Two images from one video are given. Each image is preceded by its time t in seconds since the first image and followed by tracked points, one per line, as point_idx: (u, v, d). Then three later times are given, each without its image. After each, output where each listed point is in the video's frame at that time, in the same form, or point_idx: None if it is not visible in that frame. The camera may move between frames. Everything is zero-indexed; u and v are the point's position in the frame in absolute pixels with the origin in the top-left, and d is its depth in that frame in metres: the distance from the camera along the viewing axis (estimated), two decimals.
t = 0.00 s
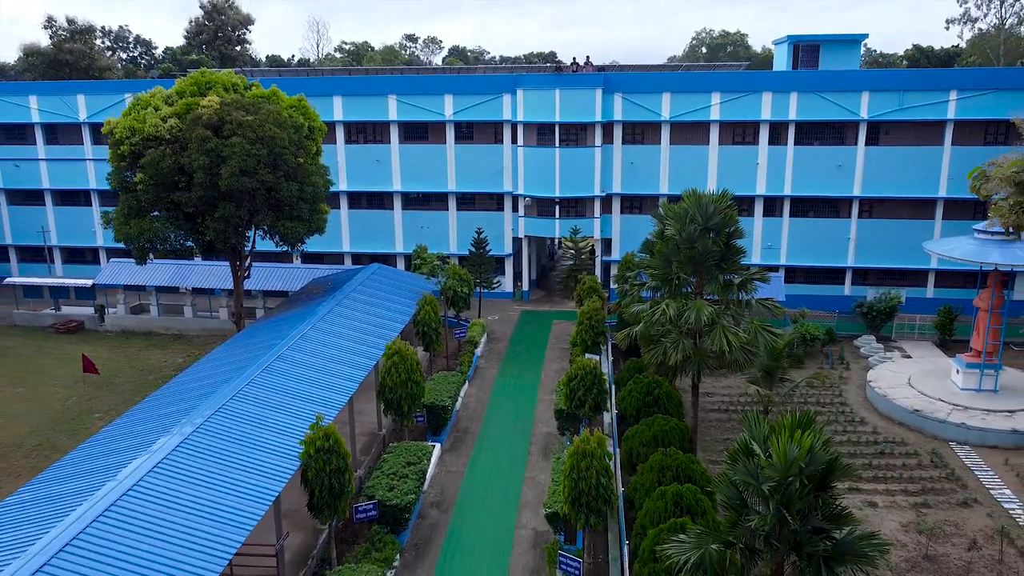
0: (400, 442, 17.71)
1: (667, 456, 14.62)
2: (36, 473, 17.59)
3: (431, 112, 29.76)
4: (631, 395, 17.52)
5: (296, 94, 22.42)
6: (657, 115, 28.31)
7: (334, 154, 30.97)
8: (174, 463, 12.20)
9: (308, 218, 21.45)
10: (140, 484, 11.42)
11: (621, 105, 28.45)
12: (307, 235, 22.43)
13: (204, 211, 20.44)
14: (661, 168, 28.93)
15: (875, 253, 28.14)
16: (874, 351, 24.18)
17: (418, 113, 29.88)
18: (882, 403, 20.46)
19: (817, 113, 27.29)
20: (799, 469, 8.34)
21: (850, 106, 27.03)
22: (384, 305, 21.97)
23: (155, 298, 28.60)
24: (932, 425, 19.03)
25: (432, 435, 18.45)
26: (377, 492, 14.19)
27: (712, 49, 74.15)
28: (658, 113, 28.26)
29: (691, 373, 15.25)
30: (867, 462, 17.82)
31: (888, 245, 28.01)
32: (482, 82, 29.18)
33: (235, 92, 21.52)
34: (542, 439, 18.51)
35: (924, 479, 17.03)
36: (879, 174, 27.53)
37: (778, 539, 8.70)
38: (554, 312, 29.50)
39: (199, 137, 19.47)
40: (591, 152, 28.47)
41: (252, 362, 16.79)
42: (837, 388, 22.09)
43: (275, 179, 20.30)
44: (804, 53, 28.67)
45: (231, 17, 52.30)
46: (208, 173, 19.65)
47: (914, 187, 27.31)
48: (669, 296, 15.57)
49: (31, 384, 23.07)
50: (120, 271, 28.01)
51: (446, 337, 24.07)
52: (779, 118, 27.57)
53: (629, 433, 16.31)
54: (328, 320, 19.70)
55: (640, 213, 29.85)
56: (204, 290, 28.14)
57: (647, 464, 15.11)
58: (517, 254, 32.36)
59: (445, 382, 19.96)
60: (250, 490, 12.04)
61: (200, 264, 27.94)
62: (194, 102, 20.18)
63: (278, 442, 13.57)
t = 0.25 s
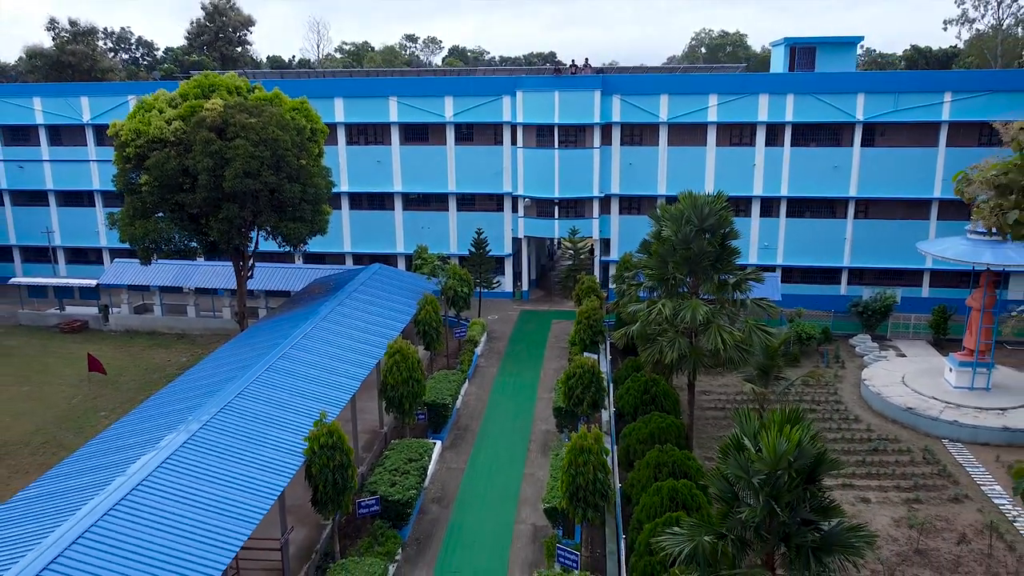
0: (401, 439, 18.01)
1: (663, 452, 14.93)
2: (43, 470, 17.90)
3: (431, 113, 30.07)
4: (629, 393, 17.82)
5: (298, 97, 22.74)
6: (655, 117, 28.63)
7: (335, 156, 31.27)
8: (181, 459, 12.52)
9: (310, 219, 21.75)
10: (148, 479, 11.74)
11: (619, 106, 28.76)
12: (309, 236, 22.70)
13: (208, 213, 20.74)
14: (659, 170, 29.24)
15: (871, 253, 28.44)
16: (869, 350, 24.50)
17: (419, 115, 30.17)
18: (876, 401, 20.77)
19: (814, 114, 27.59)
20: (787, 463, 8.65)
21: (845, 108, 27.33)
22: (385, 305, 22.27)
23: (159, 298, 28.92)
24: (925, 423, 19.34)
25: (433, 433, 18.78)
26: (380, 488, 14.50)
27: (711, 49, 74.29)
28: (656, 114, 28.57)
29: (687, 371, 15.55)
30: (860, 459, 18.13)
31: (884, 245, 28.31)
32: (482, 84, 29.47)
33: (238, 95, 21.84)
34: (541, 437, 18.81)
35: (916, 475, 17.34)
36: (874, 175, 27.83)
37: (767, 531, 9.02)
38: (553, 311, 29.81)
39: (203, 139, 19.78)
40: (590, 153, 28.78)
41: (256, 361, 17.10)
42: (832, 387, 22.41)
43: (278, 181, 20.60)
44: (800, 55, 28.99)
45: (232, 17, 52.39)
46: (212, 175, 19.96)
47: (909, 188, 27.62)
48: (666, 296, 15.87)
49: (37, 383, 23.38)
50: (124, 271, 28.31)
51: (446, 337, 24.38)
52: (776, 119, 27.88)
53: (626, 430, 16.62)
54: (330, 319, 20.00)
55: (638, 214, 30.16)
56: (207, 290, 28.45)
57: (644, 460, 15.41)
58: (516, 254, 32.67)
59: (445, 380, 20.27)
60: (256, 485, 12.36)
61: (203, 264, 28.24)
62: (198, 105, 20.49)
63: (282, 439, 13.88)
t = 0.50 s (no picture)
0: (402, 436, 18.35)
1: (659, 449, 15.25)
2: (51, 467, 18.24)
3: (432, 115, 30.40)
4: (626, 391, 18.15)
5: (300, 100, 23.06)
6: (653, 119, 28.97)
7: (336, 157, 31.60)
8: (188, 455, 12.86)
9: (312, 220, 22.08)
10: (157, 475, 12.08)
11: (617, 108, 29.10)
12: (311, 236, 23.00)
13: (212, 214, 21.07)
14: (656, 171, 29.59)
15: (866, 253, 28.78)
16: (863, 349, 24.85)
17: (419, 117, 30.50)
18: (870, 399, 21.10)
19: (809, 116, 27.92)
20: (775, 457, 8.98)
21: (841, 110, 27.68)
22: (385, 305, 22.60)
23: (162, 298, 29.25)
24: (917, 420, 19.68)
25: (434, 430, 19.13)
26: (382, 484, 14.84)
27: (711, 49, 74.47)
28: (653, 116, 28.92)
29: (682, 369, 15.89)
30: (853, 456, 18.47)
31: (879, 245, 28.64)
32: (482, 86, 29.81)
33: (241, 97, 22.18)
34: (539, 434, 19.14)
35: (908, 472, 17.67)
36: (869, 176, 28.16)
37: (756, 523, 9.36)
38: (552, 311, 30.15)
39: (208, 142, 20.11)
40: (588, 155, 29.12)
41: (259, 360, 17.44)
42: (827, 385, 22.76)
43: (281, 183, 20.93)
44: (796, 58, 29.32)
45: (234, 19, 52.44)
46: (216, 177, 20.29)
47: (904, 189, 27.96)
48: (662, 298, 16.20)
49: (43, 382, 23.71)
50: (128, 272, 28.64)
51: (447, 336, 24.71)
52: (772, 121, 28.21)
53: (623, 428, 16.95)
54: (331, 319, 20.33)
55: (636, 215, 30.51)
56: (210, 290, 28.78)
57: (640, 457, 15.73)
58: (516, 254, 33.01)
59: (446, 379, 20.61)
60: (261, 480, 12.70)
61: (206, 264, 28.57)
62: (202, 108, 20.83)
63: (287, 436, 14.22)
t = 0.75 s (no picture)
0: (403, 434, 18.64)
1: (656, 447, 15.54)
2: (58, 465, 18.52)
3: (432, 117, 30.69)
4: (624, 390, 18.43)
5: (303, 102, 23.35)
6: (651, 120, 29.28)
7: (338, 159, 31.87)
8: (195, 452, 13.17)
9: (314, 221, 22.38)
10: (165, 472, 12.39)
11: (616, 110, 29.41)
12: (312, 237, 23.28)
13: (215, 216, 21.36)
14: (655, 172, 29.88)
15: (862, 253, 29.07)
16: (859, 349, 25.15)
17: (419, 118, 30.79)
18: (864, 397, 21.40)
19: (806, 118, 28.22)
20: (766, 453, 9.28)
21: (837, 112, 27.97)
22: (387, 304, 22.90)
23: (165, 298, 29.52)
24: (911, 419, 19.98)
25: (434, 428, 19.41)
26: (384, 480, 15.14)
27: (709, 49, 74.70)
28: (652, 118, 29.22)
29: (678, 368, 16.19)
30: (847, 454, 18.76)
31: (875, 246, 28.92)
32: (481, 88, 30.10)
33: (244, 100, 22.47)
34: (538, 433, 19.43)
35: (901, 469, 17.96)
36: (865, 178, 28.45)
37: (748, 516, 9.66)
38: (551, 311, 30.45)
39: (212, 144, 20.38)
40: (587, 156, 29.41)
41: (263, 359, 17.74)
42: (822, 384, 23.05)
43: (284, 185, 21.22)
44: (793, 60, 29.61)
45: (234, 20, 52.55)
46: (220, 179, 20.58)
47: (899, 190, 28.26)
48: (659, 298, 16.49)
49: (48, 381, 23.98)
50: (131, 272, 28.91)
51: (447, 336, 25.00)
52: (769, 123, 28.49)
53: (621, 426, 17.23)
54: (333, 319, 20.62)
55: (634, 216, 30.82)
56: (212, 290, 29.05)
57: (638, 454, 16.01)
58: (515, 255, 33.30)
59: (446, 378, 20.89)
60: (266, 476, 13.01)
61: (208, 265, 28.85)
62: (206, 110, 21.10)
63: (291, 433, 14.51)
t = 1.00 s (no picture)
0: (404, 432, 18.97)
1: (653, 444, 15.87)
2: (66, 463, 18.85)
3: (433, 119, 31.02)
4: (622, 389, 18.75)
5: (305, 105, 23.69)
6: (649, 122, 29.62)
7: (339, 160, 32.19)
8: (202, 448, 13.51)
9: (316, 223, 22.76)
10: (174, 468, 12.73)
11: (614, 112, 29.74)
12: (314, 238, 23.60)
13: (219, 217, 21.70)
14: (652, 174, 30.23)
15: (858, 254, 29.40)
16: (854, 348, 25.50)
17: (419, 121, 31.13)
18: (858, 396, 21.73)
19: (802, 120, 28.55)
20: (756, 449, 9.60)
21: (833, 115, 28.30)
22: (387, 305, 23.24)
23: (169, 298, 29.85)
24: (903, 417, 20.33)
25: (435, 426, 19.74)
26: (386, 477, 15.47)
27: (708, 49, 75.01)
28: (650, 120, 29.57)
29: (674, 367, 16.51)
30: (841, 451, 19.10)
31: (871, 246, 29.26)
32: (481, 91, 30.42)
33: (247, 103, 22.81)
34: (537, 430, 19.77)
35: (893, 466, 18.29)
36: (861, 179, 28.77)
37: (739, 510, 9.97)
38: (550, 311, 30.81)
39: (216, 147, 20.70)
40: (586, 158, 29.74)
41: (267, 358, 18.08)
42: (817, 382, 23.39)
43: (287, 187, 21.57)
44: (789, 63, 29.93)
45: (235, 22, 52.80)
46: (224, 181, 20.91)
47: (894, 191, 28.60)
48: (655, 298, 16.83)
49: (54, 381, 24.32)
50: (135, 273, 29.24)
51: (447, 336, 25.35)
52: (765, 125, 28.81)
53: (618, 424, 17.56)
54: (335, 319, 20.95)
55: (632, 217, 31.18)
56: (215, 290, 29.39)
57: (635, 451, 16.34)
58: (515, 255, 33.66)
59: (446, 377, 21.22)
60: (272, 472, 13.35)
61: (211, 265, 29.19)
62: (210, 114, 21.42)
63: (295, 431, 14.83)
